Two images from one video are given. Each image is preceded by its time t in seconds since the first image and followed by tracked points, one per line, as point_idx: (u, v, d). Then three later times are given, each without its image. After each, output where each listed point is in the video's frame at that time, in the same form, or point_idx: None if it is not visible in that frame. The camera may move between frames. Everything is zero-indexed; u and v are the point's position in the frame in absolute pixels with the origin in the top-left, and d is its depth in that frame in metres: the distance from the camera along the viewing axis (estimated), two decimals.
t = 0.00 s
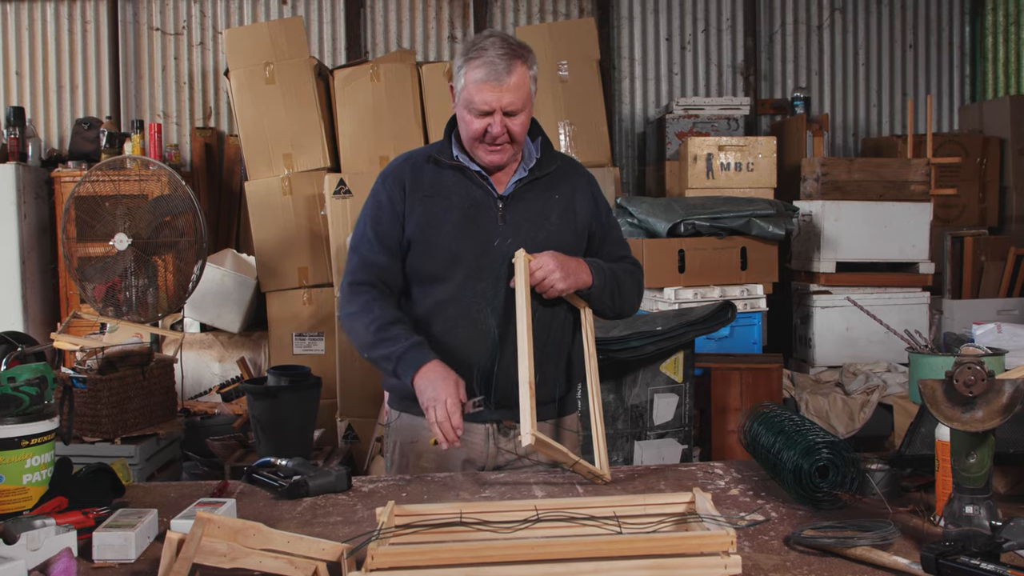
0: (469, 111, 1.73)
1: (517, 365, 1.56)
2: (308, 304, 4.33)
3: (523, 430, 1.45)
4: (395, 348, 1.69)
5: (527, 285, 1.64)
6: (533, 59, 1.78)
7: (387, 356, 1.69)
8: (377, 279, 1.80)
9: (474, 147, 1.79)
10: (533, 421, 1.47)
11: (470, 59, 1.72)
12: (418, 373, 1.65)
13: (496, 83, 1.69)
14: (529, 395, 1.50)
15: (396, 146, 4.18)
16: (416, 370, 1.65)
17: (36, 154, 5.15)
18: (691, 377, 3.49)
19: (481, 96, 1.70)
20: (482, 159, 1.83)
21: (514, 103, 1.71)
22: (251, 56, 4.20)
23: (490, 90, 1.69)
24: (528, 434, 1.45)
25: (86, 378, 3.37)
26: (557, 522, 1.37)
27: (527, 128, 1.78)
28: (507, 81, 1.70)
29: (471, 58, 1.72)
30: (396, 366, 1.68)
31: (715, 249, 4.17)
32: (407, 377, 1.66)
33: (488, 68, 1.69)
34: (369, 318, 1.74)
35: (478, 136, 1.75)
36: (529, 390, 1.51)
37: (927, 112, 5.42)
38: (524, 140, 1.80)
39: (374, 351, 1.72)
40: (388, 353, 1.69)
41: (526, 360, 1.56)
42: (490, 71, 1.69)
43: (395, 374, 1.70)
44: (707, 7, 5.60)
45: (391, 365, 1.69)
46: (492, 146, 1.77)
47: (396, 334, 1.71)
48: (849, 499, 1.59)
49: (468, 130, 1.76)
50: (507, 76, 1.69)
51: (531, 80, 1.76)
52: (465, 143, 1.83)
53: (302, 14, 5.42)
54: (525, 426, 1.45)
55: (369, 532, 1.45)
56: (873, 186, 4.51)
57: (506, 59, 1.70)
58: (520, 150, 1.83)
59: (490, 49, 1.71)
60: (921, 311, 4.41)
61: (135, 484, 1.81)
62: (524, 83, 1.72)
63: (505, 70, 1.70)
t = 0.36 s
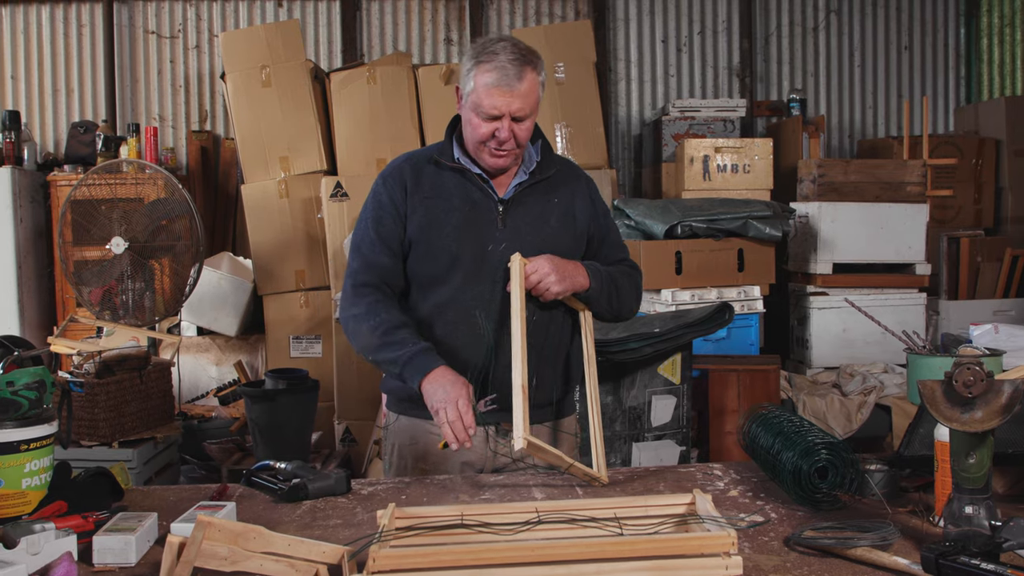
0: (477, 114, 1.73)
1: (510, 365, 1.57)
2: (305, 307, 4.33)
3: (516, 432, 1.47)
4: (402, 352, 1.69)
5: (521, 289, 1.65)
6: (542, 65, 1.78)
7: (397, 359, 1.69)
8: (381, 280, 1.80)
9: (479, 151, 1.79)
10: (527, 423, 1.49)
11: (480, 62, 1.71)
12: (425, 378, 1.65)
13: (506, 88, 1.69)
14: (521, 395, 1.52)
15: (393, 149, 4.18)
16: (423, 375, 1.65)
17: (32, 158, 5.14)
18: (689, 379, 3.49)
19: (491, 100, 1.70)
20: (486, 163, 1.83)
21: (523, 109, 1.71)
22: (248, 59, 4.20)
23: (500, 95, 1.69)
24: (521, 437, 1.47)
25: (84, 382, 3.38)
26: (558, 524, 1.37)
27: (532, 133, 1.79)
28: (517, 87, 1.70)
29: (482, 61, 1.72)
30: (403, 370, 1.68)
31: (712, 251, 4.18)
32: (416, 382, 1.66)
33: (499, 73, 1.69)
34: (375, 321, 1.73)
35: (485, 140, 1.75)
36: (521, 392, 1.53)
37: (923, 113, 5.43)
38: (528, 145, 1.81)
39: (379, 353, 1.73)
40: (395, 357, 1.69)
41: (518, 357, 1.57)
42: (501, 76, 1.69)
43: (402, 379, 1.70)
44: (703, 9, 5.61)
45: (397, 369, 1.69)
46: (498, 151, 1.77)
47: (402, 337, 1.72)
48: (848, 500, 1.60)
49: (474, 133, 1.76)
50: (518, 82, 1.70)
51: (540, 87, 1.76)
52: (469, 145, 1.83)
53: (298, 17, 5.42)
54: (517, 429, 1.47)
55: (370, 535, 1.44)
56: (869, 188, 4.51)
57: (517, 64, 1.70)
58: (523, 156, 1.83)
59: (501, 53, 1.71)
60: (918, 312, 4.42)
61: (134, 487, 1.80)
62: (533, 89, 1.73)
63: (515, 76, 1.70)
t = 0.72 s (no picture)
0: (476, 107, 1.72)
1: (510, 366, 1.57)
2: (302, 308, 4.33)
3: (520, 432, 1.46)
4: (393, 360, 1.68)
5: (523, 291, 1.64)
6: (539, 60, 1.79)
7: (390, 365, 1.69)
8: (379, 283, 1.79)
9: (479, 146, 1.78)
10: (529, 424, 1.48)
11: (479, 56, 1.72)
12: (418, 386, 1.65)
13: (504, 79, 1.69)
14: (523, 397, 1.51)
15: (390, 150, 4.18)
16: (416, 384, 1.65)
17: (28, 158, 5.14)
18: (686, 380, 3.49)
19: (489, 92, 1.70)
20: (487, 159, 1.81)
21: (521, 100, 1.71)
22: (245, 60, 4.20)
23: (498, 86, 1.69)
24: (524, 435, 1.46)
25: (80, 383, 3.37)
26: (558, 525, 1.38)
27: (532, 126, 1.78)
28: (516, 78, 1.70)
29: (479, 55, 1.72)
30: (397, 377, 1.68)
31: (710, 252, 4.18)
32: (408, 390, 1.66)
33: (496, 64, 1.69)
34: (370, 325, 1.73)
35: (484, 133, 1.74)
36: (524, 392, 1.52)
37: (920, 115, 5.44)
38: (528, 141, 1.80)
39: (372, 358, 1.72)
40: (389, 364, 1.69)
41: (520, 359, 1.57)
42: (498, 67, 1.69)
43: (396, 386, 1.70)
44: (701, 11, 5.61)
45: (391, 375, 1.69)
46: (498, 144, 1.76)
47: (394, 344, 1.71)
48: (846, 502, 1.60)
49: (473, 127, 1.75)
50: (515, 73, 1.70)
51: (539, 79, 1.76)
52: (469, 143, 1.82)
53: (296, 18, 5.42)
54: (520, 429, 1.47)
55: (370, 537, 1.44)
56: (866, 190, 4.51)
57: (514, 56, 1.71)
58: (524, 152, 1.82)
59: (498, 46, 1.71)
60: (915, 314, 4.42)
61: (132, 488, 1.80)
62: (531, 81, 1.73)
63: (513, 67, 1.70)
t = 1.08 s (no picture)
0: (462, 83, 1.81)
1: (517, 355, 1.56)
2: (300, 309, 4.32)
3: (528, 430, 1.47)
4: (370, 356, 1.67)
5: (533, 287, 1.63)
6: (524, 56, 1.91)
7: (365, 362, 1.67)
8: (367, 284, 1.79)
9: (468, 123, 1.83)
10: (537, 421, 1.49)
11: (463, 43, 1.86)
12: (396, 379, 1.62)
13: (487, 53, 1.81)
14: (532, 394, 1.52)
15: (390, 153, 4.18)
16: (394, 377, 1.62)
17: (27, 157, 5.13)
18: (684, 384, 3.49)
19: (474, 65, 1.80)
20: (478, 137, 1.84)
21: (504, 70, 1.80)
22: (245, 61, 4.20)
23: (482, 59, 1.80)
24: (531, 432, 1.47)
25: (79, 383, 3.37)
26: (558, 530, 1.38)
27: (520, 104, 1.84)
28: (498, 52, 1.81)
29: (465, 43, 1.86)
30: (373, 372, 1.66)
31: (709, 256, 4.18)
32: (384, 382, 1.63)
33: (479, 43, 1.82)
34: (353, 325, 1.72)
35: (471, 106, 1.81)
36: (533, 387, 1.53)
37: (919, 119, 5.45)
38: (518, 119, 1.84)
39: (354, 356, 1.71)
40: (366, 360, 1.67)
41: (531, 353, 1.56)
42: (481, 45, 1.82)
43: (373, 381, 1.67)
44: (700, 15, 5.63)
45: (368, 372, 1.67)
46: (487, 115, 1.81)
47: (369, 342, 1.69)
48: (846, 507, 1.60)
49: (462, 103, 1.82)
50: (497, 49, 1.81)
51: (523, 63, 1.86)
52: (460, 129, 1.88)
53: (295, 19, 5.43)
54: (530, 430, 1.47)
55: (369, 540, 1.44)
56: (865, 194, 4.53)
57: (497, 38, 1.84)
58: (515, 133, 1.86)
59: (481, 33, 1.86)
60: (913, 319, 4.43)
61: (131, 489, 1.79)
62: (515, 59, 1.83)
63: (495, 44, 1.82)
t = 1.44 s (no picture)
0: (464, 98, 1.83)
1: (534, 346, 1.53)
2: (299, 321, 4.32)
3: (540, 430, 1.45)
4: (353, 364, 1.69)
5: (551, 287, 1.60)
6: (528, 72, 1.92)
7: (351, 369, 1.69)
8: (355, 290, 1.81)
9: (470, 137, 1.84)
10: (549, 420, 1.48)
11: (467, 59, 1.87)
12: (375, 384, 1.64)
13: (489, 68, 1.82)
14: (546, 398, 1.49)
15: (389, 165, 4.19)
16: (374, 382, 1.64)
17: (26, 168, 5.14)
18: (683, 396, 3.50)
19: (476, 80, 1.81)
20: (479, 151, 1.84)
21: (506, 85, 1.81)
22: (244, 73, 4.22)
23: (484, 74, 1.81)
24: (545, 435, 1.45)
25: (77, 395, 3.36)
26: (558, 542, 1.38)
27: (522, 119, 1.84)
28: (501, 67, 1.82)
29: (468, 60, 1.88)
30: (358, 377, 1.67)
31: (707, 268, 4.19)
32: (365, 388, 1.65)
33: (482, 58, 1.84)
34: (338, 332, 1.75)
35: (473, 121, 1.82)
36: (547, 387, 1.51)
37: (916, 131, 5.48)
38: (520, 134, 1.85)
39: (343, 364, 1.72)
40: (349, 368, 1.69)
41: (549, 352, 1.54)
42: (484, 60, 1.83)
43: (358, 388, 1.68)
44: (698, 27, 5.66)
45: (353, 378, 1.68)
46: (488, 130, 1.82)
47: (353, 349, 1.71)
48: (846, 519, 1.60)
49: (464, 118, 1.83)
50: (499, 64, 1.83)
51: (526, 78, 1.87)
52: (462, 144, 1.89)
53: (295, 31, 5.45)
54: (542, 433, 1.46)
55: (370, 553, 1.44)
56: (862, 206, 4.56)
57: (499, 55, 1.85)
58: (516, 148, 1.87)
59: (484, 50, 1.87)
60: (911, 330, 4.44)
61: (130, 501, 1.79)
62: (517, 74, 1.84)
63: (497, 60, 1.83)
